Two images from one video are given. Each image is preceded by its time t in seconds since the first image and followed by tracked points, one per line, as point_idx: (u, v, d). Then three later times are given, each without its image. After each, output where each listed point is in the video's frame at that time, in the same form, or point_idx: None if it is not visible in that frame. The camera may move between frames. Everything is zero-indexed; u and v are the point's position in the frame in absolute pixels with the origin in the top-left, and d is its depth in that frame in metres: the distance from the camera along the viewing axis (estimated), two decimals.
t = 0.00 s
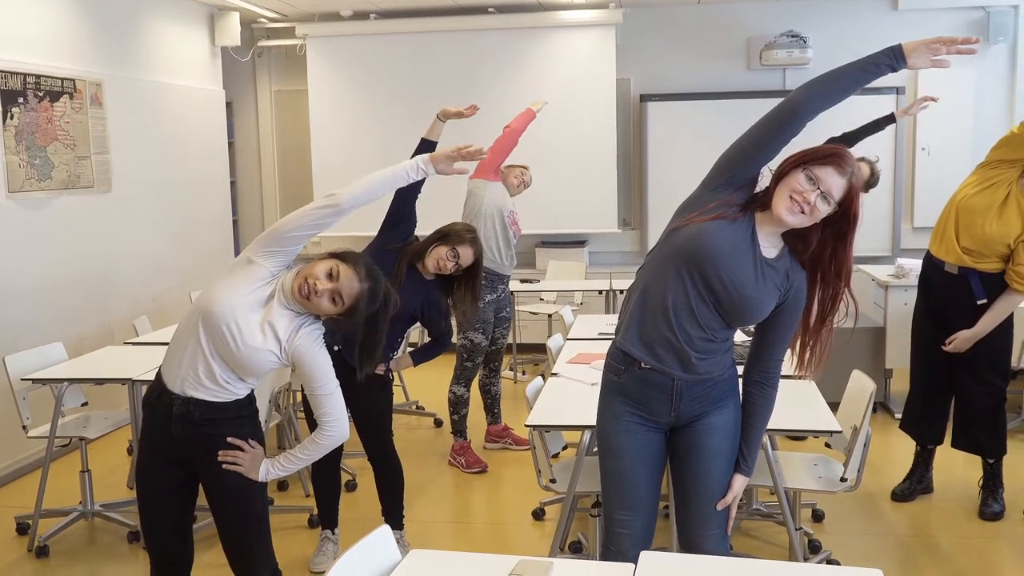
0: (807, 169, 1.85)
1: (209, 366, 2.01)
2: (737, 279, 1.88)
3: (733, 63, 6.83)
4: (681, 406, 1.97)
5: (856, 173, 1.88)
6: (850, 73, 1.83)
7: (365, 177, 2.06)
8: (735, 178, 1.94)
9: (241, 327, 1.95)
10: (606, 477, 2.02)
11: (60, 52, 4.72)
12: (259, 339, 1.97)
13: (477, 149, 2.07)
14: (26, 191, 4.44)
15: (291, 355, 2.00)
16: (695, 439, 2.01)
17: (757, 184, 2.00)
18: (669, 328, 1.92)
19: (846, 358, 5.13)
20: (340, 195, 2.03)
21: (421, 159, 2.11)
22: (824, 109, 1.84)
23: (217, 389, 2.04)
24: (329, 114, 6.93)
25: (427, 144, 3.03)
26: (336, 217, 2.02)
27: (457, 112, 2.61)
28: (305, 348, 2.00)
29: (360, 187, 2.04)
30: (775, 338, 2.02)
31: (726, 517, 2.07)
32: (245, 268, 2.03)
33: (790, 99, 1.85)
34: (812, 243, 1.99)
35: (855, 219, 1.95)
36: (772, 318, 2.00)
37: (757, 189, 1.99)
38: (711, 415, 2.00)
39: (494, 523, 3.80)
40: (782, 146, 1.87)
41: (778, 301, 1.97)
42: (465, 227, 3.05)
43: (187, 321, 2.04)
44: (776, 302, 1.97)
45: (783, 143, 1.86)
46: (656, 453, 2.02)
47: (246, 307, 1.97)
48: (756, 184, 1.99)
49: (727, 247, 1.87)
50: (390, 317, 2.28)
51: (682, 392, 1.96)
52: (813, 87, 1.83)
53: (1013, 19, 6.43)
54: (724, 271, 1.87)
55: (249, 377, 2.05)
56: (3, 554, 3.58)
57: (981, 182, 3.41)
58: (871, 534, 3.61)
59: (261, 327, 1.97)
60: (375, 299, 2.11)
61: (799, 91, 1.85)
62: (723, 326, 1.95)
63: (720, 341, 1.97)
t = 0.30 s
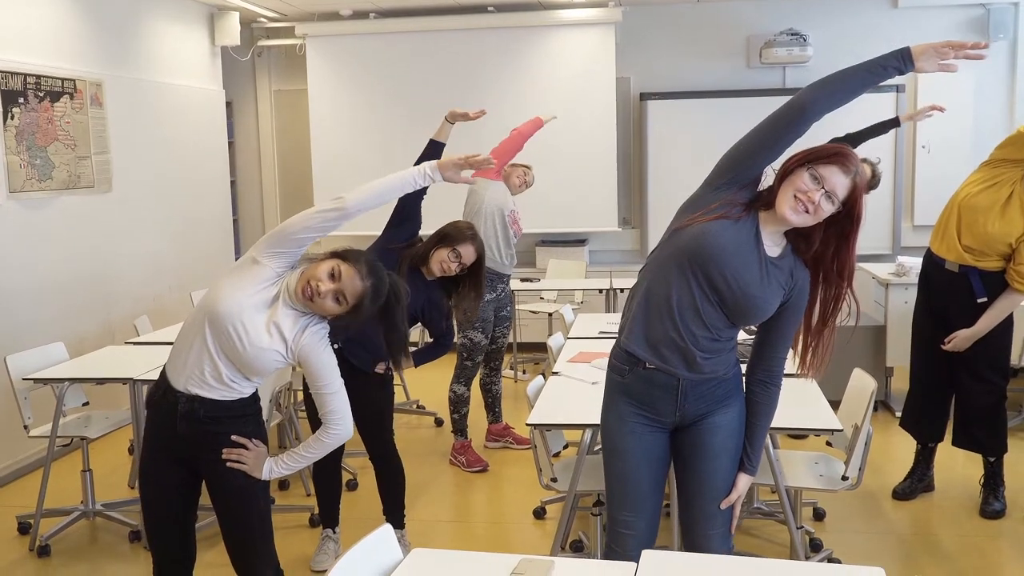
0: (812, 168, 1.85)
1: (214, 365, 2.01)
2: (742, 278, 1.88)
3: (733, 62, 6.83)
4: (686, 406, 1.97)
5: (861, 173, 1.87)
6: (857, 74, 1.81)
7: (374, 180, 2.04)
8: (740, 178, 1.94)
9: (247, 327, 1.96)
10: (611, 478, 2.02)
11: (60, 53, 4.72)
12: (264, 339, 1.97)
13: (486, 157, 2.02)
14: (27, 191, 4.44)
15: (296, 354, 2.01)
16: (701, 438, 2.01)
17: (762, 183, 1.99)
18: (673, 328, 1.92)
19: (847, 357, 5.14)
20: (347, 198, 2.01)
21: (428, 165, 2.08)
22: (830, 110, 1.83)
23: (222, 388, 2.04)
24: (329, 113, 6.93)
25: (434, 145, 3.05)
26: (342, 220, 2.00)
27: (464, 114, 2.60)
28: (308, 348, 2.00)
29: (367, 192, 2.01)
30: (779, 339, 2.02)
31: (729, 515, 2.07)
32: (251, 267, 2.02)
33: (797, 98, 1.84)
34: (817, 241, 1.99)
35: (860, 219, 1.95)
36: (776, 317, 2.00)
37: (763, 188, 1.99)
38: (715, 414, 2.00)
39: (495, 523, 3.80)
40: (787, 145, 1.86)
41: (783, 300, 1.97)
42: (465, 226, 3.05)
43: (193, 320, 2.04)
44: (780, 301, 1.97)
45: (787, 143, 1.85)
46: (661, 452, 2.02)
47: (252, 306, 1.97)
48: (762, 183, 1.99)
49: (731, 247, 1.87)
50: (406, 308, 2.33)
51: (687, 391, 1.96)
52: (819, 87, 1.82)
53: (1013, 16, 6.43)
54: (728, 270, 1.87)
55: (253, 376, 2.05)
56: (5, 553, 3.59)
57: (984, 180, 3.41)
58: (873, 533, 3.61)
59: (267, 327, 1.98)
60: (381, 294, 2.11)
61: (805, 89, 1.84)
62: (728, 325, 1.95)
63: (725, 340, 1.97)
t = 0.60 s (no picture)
0: (814, 171, 1.85)
1: (219, 363, 2.01)
2: (744, 279, 1.88)
3: (735, 62, 6.83)
4: (688, 406, 1.97)
5: (863, 175, 1.87)
6: (862, 78, 1.81)
7: (374, 174, 2.03)
8: (742, 179, 1.94)
9: (253, 326, 1.95)
10: (613, 478, 2.02)
11: (62, 52, 4.72)
12: (269, 338, 1.97)
13: (483, 144, 2.02)
14: (29, 190, 4.45)
15: (301, 352, 2.01)
16: (702, 439, 2.00)
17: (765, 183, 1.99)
18: (675, 328, 1.92)
19: (848, 358, 5.13)
20: (346, 193, 2.00)
21: (425, 155, 2.08)
22: (835, 112, 1.83)
23: (227, 386, 2.04)
24: (331, 113, 6.93)
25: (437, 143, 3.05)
26: (342, 216, 2.00)
27: (467, 111, 2.58)
28: (312, 346, 2.00)
29: (366, 184, 2.00)
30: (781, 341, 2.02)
31: (731, 514, 2.07)
32: (254, 266, 2.02)
33: (803, 100, 1.83)
34: (818, 242, 1.98)
35: (862, 219, 1.94)
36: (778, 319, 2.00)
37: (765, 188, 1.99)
38: (717, 415, 2.00)
39: (496, 523, 3.80)
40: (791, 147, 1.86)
41: (785, 302, 1.97)
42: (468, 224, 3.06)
43: (196, 318, 2.04)
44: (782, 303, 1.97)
45: (791, 146, 1.85)
46: (663, 453, 2.02)
47: (256, 305, 1.97)
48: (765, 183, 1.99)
49: (733, 248, 1.87)
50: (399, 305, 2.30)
51: (689, 392, 1.96)
52: (822, 90, 1.82)
53: (1016, 18, 6.42)
54: (730, 271, 1.87)
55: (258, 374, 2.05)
56: (6, 552, 3.59)
57: (985, 181, 3.41)
58: (874, 534, 3.61)
59: (270, 326, 1.98)
60: (379, 284, 2.10)
61: (811, 92, 1.83)
62: (730, 327, 1.95)
63: (727, 341, 1.97)
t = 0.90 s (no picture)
0: (816, 173, 1.85)
1: (223, 364, 2.01)
2: (745, 280, 1.88)
3: (737, 63, 6.82)
4: (688, 407, 1.97)
5: (866, 179, 1.87)
6: (866, 83, 1.80)
7: (382, 179, 2.03)
8: (745, 182, 1.94)
9: (257, 327, 1.96)
10: (613, 478, 2.02)
11: (64, 52, 4.72)
12: (273, 340, 1.97)
13: (492, 154, 2.04)
14: (31, 190, 4.45)
15: (303, 354, 2.01)
16: (703, 439, 2.00)
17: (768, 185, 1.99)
18: (675, 329, 1.92)
19: (850, 360, 5.13)
20: (355, 198, 2.01)
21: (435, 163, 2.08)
22: (838, 116, 1.83)
23: (231, 387, 2.04)
24: (333, 113, 6.93)
25: (438, 143, 3.05)
26: (349, 221, 2.00)
27: (468, 111, 2.57)
28: (315, 349, 2.01)
29: (376, 191, 2.01)
30: (780, 343, 2.02)
31: (731, 515, 2.07)
32: (258, 268, 2.02)
33: (807, 103, 1.83)
34: (820, 245, 1.99)
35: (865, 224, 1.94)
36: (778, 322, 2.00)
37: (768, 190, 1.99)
38: (717, 416, 2.00)
39: (497, 523, 3.80)
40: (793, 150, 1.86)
41: (785, 304, 1.97)
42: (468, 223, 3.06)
43: (200, 318, 2.04)
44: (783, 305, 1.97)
45: (793, 149, 1.85)
46: (663, 453, 2.02)
47: (259, 307, 1.97)
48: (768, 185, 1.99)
49: (734, 249, 1.87)
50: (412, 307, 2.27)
51: (688, 393, 1.96)
52: (825, 93, 1.82)
53: (1018, 19, 6.42)
54: (730, 272, 1.87)
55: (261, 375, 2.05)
56: (7, 552, 3.59)
57: (987, 182, 3.42)
58: (876, 535, 3.61)
59: (274, 328, 1.98)
60: (384, 291, 2.10)
61: (815, 95, 1.83)
62: (731, 328, 1.96)
63: (727, 342, 1.97)
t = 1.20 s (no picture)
0: (816, 173, 1.85)
1: (223, 366, 2.01)
2: (745, 280, 1.88)
3: (737, 63, 6.83)
4: (689, 407, 1.97)
5: (865, 178, 1.88)
6: (865, 84, 1.81)
7: (383, 182, 2.03)
8: (744, 182, 1.94)
9: (258, 329, 1.96)
10: (614, 478, 2.03)
11: (64, 53, 4.72)
12: (274, 343, 1.97)
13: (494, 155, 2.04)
14: (33, 192, 4.45)
15: (304, 356, 2.01)
16: (703, 440, 2.00)
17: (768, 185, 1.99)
18: (675, 330, 1.93)
19: (851, 360, 5.13)
20: (356, 200, 2.01)
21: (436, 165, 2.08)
22: (837, 117, 1.83)
23: (232, 389, 2.04)
24: (333, 114, 6.94)
25: (439, 145, 3.05)
26: (350, 223, 2.00)
27: (468, 114, 2.57)
28: (316, 351, 2.01)
29: (377, 193, 2.01)
30: (781, 343, 2.02)
31: (732, 515, 2.07)
32: (259, 270, 2.02)
33: (806, 104, 1.83)
34: (820, 244, 1.99)
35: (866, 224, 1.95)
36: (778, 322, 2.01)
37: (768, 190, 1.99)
38: (717, 416, 2.00)
39: (499, 524, 3.80)
40: (792, 152, 1.86)
41: (785, 305, 1.97)
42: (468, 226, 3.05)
43: (201, 320, 2.04)
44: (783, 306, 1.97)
45: (792, 150, 1.85)
46: (664, 454, 2.02)
47: (260, 308, 1.97)
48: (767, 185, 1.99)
49: (734, 250, 1.87)
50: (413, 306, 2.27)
51: (689, 394, 1.96)
52: (823, 95, 1.82)
53: (1018, 18, 6.42)
54: (731, 273, 1.87)
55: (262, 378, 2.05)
56: (9, 554, 3.58)
57: (989, 183, 3.42)
58: (877, 535, 3.61)
59: (275, 330, 1.98)
60: (387, 292, 2.10)
61: (813, 97, 1.83)
62: (731, 328, 1.96)
63: (727, 343, 1.97)
